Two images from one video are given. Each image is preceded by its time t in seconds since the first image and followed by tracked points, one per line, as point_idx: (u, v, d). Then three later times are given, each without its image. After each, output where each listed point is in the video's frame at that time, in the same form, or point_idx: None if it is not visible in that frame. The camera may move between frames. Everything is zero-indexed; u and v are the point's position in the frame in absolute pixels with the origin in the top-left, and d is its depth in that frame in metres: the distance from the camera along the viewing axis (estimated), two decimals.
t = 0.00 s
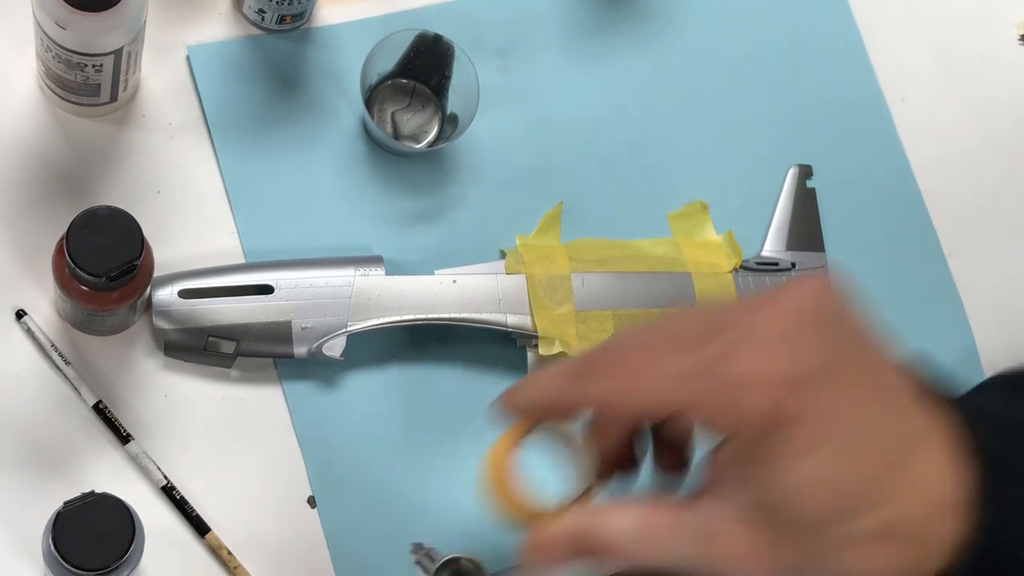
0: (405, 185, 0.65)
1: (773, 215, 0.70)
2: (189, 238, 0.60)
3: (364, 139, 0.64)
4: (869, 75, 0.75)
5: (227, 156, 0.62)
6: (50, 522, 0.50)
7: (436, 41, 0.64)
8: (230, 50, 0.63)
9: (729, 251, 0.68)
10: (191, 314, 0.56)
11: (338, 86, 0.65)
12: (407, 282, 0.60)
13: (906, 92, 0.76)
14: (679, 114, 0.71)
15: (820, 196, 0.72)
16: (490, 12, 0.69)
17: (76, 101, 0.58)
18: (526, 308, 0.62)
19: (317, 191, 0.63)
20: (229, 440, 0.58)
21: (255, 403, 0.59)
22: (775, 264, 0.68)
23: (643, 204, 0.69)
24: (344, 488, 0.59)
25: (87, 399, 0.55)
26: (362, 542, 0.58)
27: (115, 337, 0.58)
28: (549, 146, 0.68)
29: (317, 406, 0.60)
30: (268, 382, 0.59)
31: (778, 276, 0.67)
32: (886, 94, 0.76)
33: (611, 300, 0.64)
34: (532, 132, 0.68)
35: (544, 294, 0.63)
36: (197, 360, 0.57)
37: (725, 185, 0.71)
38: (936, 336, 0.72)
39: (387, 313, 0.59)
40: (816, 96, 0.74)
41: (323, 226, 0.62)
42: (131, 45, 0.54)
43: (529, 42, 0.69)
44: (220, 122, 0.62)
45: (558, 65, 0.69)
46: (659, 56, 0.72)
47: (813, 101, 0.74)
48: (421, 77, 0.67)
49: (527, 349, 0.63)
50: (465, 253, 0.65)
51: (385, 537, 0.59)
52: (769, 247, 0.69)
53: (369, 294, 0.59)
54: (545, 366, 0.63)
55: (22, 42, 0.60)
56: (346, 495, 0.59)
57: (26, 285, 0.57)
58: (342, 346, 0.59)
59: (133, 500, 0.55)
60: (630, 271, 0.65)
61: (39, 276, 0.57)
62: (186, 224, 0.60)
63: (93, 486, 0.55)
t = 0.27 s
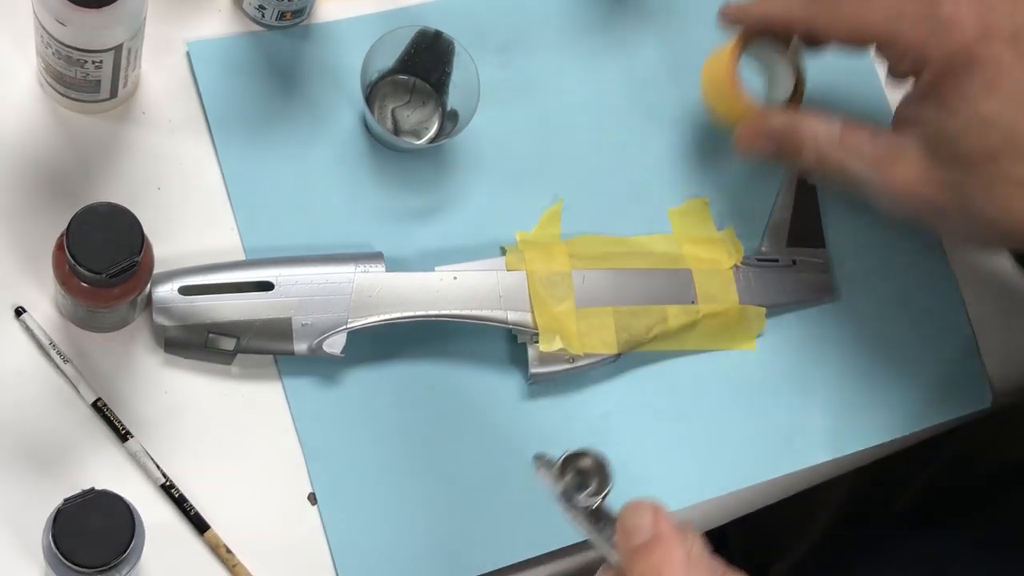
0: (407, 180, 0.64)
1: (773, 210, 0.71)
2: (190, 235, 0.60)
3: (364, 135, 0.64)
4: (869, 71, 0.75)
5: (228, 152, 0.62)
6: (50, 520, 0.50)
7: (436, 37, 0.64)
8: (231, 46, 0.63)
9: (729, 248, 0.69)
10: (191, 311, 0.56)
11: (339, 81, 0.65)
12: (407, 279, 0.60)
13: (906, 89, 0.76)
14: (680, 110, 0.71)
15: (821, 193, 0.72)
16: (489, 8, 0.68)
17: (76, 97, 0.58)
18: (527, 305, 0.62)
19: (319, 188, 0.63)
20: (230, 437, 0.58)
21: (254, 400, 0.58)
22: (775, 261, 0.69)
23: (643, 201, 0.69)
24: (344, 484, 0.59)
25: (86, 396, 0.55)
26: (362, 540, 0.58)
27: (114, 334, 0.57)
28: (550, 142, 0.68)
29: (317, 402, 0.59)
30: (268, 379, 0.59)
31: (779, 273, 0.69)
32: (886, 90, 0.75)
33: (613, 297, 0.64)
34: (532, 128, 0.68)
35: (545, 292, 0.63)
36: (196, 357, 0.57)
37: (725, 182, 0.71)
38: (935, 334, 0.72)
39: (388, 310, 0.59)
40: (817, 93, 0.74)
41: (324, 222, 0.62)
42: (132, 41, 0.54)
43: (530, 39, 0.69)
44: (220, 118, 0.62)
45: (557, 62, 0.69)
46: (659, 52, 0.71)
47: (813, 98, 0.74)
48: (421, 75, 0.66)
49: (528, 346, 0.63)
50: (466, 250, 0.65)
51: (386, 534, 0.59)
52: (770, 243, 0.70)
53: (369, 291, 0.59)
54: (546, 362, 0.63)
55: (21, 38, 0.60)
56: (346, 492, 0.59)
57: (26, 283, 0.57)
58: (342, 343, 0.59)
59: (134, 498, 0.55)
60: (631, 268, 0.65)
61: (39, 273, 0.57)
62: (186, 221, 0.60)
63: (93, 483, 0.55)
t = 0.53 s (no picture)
0: (406, 178, 0.65)
1: (772, 207, 0.71)
2: (189, 232, 0.60)
3: (364, 132, 0.64)
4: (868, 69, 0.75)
5: (228, 149, 0.62)
6: (50, 517, 0.50)
7: (435, 35, 0.64)
8: (230, 43, 0.63)
9: (728, 245, 0.69)
10: (190, 309, 0.56)
11: (338, 78, 0.65)
12: (406, 276, 0.60)
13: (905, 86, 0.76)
14: (679, 108, 0.71)
15: (821, 189, 0.73)
16: (489, 5, 0.68)
17: (76, 95, 0.58)
18: (526, 302, 0.62)
19: (318, 185, 0.63)
20: (230, 434, 0.58)
21: (254, 397, 0.59)
22: (775, 258, 0.69)
23: (642, 198, 0.69)
24: (344, 481, 0.59)
25: (85, 394, 0.55)
26: (362, 537, 0.58)
27: (113, 331, 0.57)
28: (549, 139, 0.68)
29: (317, 400, 0.60)
30: (268, 376, 0.59)
31: (778, 270, 0.69)
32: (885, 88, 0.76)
33: (612, 294, 0.64)
34: (531, 126, 0.68)
35: (544, 288, 0.63)
36: (196, 354, 0.57)
37: (724, 180, 0.71)
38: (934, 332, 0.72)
39: (387, 307, 0.59)
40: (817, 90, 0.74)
41: (324, 219, 0.62)
42: (131, 38, 0.54)
43: (529, 36, 0.69)
44: (220, 115, 0.62)
45: (557, 59, 0.69)
46: (658, 50, 0.71)
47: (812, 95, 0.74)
48: (421, 73, 0.67)
49: (527, 343, 0.63)
50: (465, 247, 0.65)
51: (386, 531, 0.59)
52: (769, 240, 0.70)
53: (369, 288, 0.59)
54: (545, 359, 0.63)
55: (21, 36, 0.60)
56: (346, 489, 0.59)
57: (25, 280, 0.57)
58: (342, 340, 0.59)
59: (134, 495, 0.55)
60: (630, 266, 0.65)
61: (38, 271, 0.57)
62: (186, 218, 0.60)
63: (93, 480, 0.55)
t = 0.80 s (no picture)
0: (405, 176, 0.65)
1: (770, 206, 0.71)
2: (188, 231, 0.60)
3: (363, 131, 0.64)
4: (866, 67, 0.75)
5: (226, 148, 0.62)
6: (49, 516, 0.50)
7: (434, 34, 0.64)
8: (229, 42, 0.63)
9: (727, 243, 0.68)
10: (190, 308, 0.56)
11: (337, 77, 0.65)
12: (405, 275, 0.60)
13: (904, 85, 0.76)
14: (677, 107, 0.71)
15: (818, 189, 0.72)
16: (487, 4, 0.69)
17: (75, 94, 0.58)
18: (524, 301, 0.62)
19: (317, 184, 0.63)
20: (229, 433, 0.58)
21: (254, 396, 0.59)
22: (773, 257, 0.69)
23: (641, 198, 0.69)
24: (343, 480, 0.59)
25: (84, 392, 0.55)
26: (361, 536, 0.58)
27: (112, 330, 0.58)
28: (548, 138, 0.68)
29: (316, 398, 0.60)
30: (267, 375, 0.59)
31: (776, 269, 0.68)
32: (884, 87, 0.76)
33: (611, 294, 0.64)
34: (530, 125, 0.68)
35: (543, 287, 0.63)
36: (196, 353, 0.58)
37: (723, 179, 0.71)
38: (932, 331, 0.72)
39: (386, 306, 0.59)
40: (817, 89, 0.74)
41: (323, 218, 0.62)
42: (130, 38, 0.54)
43: (528, 35, 0.69)
44: (219, 114, 0.62)
45: (555, 58, 0.69)
46: (657, 49, 0.72)
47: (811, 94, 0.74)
48: (420, 73, 0.67)
49: (526, 342, 0.63)
50: (464, 246, 0.65)
51: (385, 530, 0.59)
52: (768, 239, 0.70)
53: (368, 287, 0.59)
54: (544, 358, 0.63)
55: (20, 35, 0.60)
56: (345, 488, 0.59)
57: (24, 279, 0.57)
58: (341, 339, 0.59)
59: (133, 494, 0.56)
60: (629, 265, 0.65)
61: (37, 270, 0.57)
62: (184, 217, 0.60)
63: (92, 478, 0.55)
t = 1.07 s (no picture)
0: (405, 177, 0.65)
1: (770, 206, 0.71)
2: (187, 231, 0.60)
3: (362, 131, 0.64)
4: (865, 68, 0.75)
5: (225, 148, 0.62)
6: (48, 516, 0.50)
7: (434, 34, 0.64)
8: (228, 42, 0.63)
9: (727, 244, 0.69)
10: (190, 307, 0.56)
11: (336, 77, 0.65)
12: (404, 275, 0.60)
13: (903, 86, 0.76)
14: (677, 107, 0.71)
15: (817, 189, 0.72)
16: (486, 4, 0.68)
17: (74, 94, 0.58)
18: (524, 301, 0.62)
19: (317, 184, 0.63)
20: (228, 433, 0.58)
21: (252, 396, 0.59)
22: (773, 257, 0.69)
23: (640, 198, 0.69)
24: (342, 480, 0.59)
25: (83, 393, 0.55)
26: (360, 536, 0.58)
27: (110, 330, 0.57)
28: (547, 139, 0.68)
29: (315, 399, 0.60)
30: (266, 375, 0.59)
31: (775, 269, 0.69)
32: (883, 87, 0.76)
33: (611, 294, 0.64)
34: (529, 125, 0.68)
35: (542, 287, 0.63)
36: (195, 353, 0.57)
37: (723, 179, 0.71)
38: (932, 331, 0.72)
39: (386, 306, 0.59)
40: (816, 89, 0.74)
41: (322, 218, 0.62)
42: (130, 37, 0.54)
43: (527, 36, 0.69)
44: (218, 115, 0.62)
45: (555, 59, 0.69)
46: (656, 49, 0.71)
47: (810, 95, 0.74)
48: (420, 73, 0.66)
49: (526, 342, 0.63)
50: (463, 246, 0.65)
51: (384, 530, 0.59)
52: (767, 239, 0.70)
53: (367, 287, 0.59)
54: (544, 358, 0.63)
55: (19, 35, 0.60)
56: (345, 488, 0.59)
57: (22, 279, 0.57)
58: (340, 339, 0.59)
59: (132, 494, 0.55)
60: (629, 265, 0.65)
61: (36, 270, 0.57)
62: (183, 217, 0.60)
63: (91, 478, 0.55)
